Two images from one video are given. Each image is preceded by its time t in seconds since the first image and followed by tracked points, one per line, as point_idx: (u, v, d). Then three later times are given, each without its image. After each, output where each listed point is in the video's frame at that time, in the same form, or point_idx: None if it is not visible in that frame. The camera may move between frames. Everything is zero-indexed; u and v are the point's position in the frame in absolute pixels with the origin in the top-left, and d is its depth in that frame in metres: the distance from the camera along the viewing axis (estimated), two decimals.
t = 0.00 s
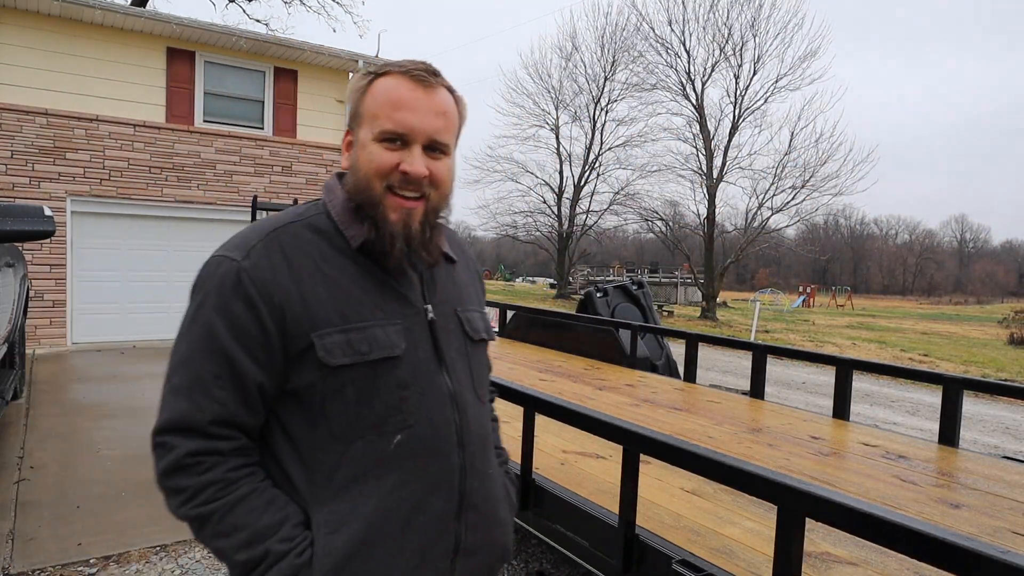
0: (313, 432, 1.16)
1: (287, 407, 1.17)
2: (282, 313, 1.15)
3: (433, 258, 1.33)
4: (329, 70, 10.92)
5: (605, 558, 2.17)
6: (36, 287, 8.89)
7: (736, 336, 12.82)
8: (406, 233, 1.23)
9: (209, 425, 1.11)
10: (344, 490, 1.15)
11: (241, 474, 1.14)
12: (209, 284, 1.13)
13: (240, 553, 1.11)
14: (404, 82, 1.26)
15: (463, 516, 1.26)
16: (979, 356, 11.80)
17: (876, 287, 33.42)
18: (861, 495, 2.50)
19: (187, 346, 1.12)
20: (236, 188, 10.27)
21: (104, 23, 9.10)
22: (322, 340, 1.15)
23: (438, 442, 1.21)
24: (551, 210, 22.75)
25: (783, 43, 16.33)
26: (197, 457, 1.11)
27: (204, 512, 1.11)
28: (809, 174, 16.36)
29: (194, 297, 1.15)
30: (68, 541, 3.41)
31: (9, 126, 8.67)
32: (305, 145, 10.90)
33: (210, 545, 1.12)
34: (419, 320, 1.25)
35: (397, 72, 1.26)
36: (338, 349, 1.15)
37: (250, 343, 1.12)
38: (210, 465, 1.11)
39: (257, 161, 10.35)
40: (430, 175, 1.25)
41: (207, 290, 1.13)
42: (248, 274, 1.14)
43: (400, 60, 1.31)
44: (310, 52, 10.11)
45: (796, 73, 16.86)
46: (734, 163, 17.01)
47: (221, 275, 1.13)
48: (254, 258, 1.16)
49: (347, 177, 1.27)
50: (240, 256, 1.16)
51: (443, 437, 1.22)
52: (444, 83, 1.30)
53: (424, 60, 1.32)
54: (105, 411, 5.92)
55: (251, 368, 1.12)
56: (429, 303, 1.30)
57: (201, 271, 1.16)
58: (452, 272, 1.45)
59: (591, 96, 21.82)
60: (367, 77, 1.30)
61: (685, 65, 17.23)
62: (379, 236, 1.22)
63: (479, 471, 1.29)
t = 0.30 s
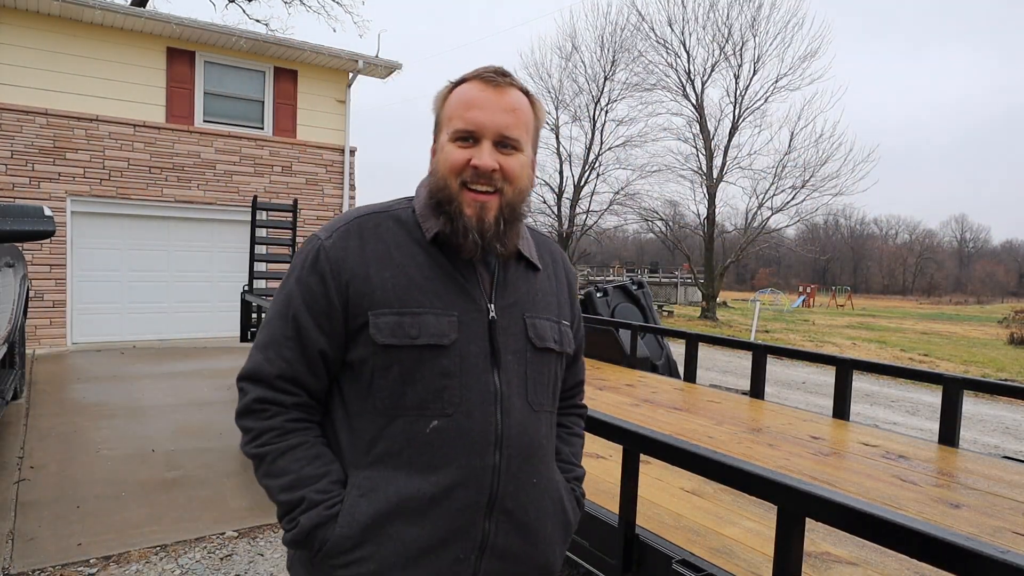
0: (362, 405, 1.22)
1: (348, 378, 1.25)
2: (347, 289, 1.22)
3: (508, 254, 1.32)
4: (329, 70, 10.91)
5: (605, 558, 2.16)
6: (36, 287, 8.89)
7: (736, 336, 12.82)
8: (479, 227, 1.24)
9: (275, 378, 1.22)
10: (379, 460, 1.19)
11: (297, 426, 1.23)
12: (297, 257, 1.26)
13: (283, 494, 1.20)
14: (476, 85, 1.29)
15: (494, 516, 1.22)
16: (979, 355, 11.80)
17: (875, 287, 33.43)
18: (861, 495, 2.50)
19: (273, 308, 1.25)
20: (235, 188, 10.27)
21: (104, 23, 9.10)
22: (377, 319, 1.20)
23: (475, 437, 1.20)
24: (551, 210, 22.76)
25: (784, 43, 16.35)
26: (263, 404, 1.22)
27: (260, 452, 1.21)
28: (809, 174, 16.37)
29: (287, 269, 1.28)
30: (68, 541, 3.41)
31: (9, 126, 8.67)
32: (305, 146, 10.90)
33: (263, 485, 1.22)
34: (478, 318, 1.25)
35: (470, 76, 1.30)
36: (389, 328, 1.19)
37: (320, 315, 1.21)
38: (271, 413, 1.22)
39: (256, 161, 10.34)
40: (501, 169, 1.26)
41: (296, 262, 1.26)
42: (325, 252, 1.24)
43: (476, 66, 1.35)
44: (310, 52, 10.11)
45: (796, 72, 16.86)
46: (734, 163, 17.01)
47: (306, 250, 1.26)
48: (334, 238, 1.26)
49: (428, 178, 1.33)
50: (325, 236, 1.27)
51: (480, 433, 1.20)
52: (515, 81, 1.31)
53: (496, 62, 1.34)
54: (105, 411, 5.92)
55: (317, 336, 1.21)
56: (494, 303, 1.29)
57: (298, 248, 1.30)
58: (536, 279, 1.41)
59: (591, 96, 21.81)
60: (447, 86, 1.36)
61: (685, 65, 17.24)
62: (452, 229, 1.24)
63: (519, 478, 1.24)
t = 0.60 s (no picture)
0: (354, 421, 1.22)
1: (340, 394, 1.25)
2: (334, 304, 1.23)
3: (497, 256, 1.32)
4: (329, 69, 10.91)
5: (605, 558, 2.16)
6: (36, 287, 8.89)
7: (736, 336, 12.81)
8: (465, 226, 1.24)
9: (266, 399, 1.23)
10: (372, 479, 1.19)
11: (289, 447, 1.24)
12: (286, 274, 1.27)
13: (276, 518, 1.21)
14: (462, 81, 1.30)
15: (493, 532, 1.21)
16: (979, 355, 11.79)
17: (875, 287, 33.41)
18: (861, 495, 2.50)
19: (264, 327, 1.26)
20: (235, 188, 10.27)
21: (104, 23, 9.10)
22: (364, 334, 1.20)
23: (468, 451, 1.18)
24: (551, 210, 22.77)
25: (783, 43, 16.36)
26: (256, 425, 1.24)
27: (253, 475, 1.23)
28: (809, 174, 16.37)
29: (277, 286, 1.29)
30: (68, 541, 3.41)
31: (10, 126, 8.67)
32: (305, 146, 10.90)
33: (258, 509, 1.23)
34: (469, 327, 1.24)
35: (456, 74, 1.32)
36: (376, 343, 1.19)
37: (308, 330, 1.22)
38: (264, 434, 1.23)
39: (256, 161, 10.34)
40: (487, 166, 1.26)
41: (284, 278, 1.27)
42: (311, 266, 1.25)
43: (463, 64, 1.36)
44: (310, 52, 10.11)
45: (795, 72, 16.87)
46: (734, 163, 17.00)
47: (294, 266, 1.27)
48: (320, 251, 1.27)
49: (414, 179, 1.33)
50: (311, 250, 1.28)
51: (474, 448, 1.19)
52: (502, 78, 1.33)
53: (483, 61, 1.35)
54: (105, 411, 5.92)
55: (307, 352, 1.22)
56: (486, 310, 1.28)
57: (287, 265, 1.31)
58: (533, 281, 1.40)
59: (591, 96, 21.81)
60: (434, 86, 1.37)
61: (684, 64, 17.24)
62: (438, 231, 1.24)
63: (517, 491, 1.23)
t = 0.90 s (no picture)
0: (282, 438, 1.14)
1: (263, 407, 1.17)
2: (254, 307, 1.14)
3: (436, 252, 1.28)
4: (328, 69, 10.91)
5: (605, 558, 2.16)
6: (36, 287, 8.88)
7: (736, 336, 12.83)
8: (400, 224, 1.19)
9: (177, 419, 1.13)
10: (304, 502, 1.12)
11: (206, 473, 1.14)
12: (197, 276, 1.17)
13: (193, 555, 1.11)
14: (382, 63, 1.25)
15: (443, 547, 1.17)
16: (978, 355, 11.80)
17: (875, 287, 33.43)
18: (861, 495, 2.50)
19: (170, 337, 1.15)
20: (235, 188, 10.28)
21: (104, 23, 9.10)
22: (289, 339, 1.12)
23: (413, 461, 1.15)
24: (551, 210, 22.78)
25: (783, 43, 16.38)
26: (163, 451, 1.13)
27: (165, 507, 1.12)
28: (809, 174, 16.37)
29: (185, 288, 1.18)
30: (68, 541, 3.41)
31: (9, 126, 8.67)
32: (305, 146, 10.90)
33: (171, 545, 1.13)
34: (408, 326, 1.20)
35: (377, 54, 1.25)
36: (304, 349, 1.12)
37: (224, 338, 1.13)
38: (177, 461, 1.13)
39: (257, 161, 10.34)
40: (418, 154, 1.22)
41: (194, 281, 1.17)
42: (225, 266, 1.15)
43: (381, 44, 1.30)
44: (310, 52, 10.12)
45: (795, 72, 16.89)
46: (734, 163, 17.01)
47: (205, 267, 1.17)
48: (236, 251, 1.18)
49: (340, 175, 1.27)
50: (225, 250, 1.18)
51: (419, 458, 1.15)
52: (426, 56, 1.27)
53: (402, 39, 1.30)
54: (106, 411, 5.92)
55: (223, 363, 1.13)
56: (425, 309, 1.24)
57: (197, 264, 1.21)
58: (474, 274, 1.38)
59: (591, 96, 21.82)
60: (351, 69, 1.30)
61: (684, 65, 17.25)
62: (370, 230, 1.18)
63: (467, 500, 1.20)
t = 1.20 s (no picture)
0: (228, 459, 1.11)
1: (200, 428, 1.13)
2: (185, 318, 1.09)
3: (370, 249, 1.29)
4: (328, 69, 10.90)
5: (605, 558, 2.16)
6: (36, 287, 8.87)
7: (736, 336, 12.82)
8: (327, 218, 1.19)
9: (97, 452, 1.05)
10: (260, 527, 1.10)
11: (137, 510, 1.08)
12: (106, 287, 1.08)
13: None
14: (302, 45, 1.25)
15: (409, 554, 1.21)
16: (979, 355, 11.80)
17: (875, 287, 33.41)
18: (861, 495, 2.50)
19: (77, 359, 1.06)
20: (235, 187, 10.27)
21: (104, 23, 9.09)
22: (234, 352, 1.10)
23: (376, 470, 1.17)
24: (551, 210, 22.79)
25: (783, 43, 16.39)
26: (81, 491, 1.04)
27: (90, 555, 1.04)
28: (809, 174, 16.38)
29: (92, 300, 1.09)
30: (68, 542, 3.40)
31: (9, 126, 8.66)
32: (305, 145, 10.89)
33: None
34: (359, 329, 1.21)
35: (295, 37, 1.25)
36: (250, 362, 1.10)
37: (153, 357, 1.07)
38: (103, 500, 1.05)
39: (257, 161, 10.35)
40: (343, 141, 1.22)
41: (103, 294, 1.07)
42: (149, 275, 1.09)
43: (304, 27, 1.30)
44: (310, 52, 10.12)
45: (795, 73, 16.89)
46: (734, 163, 17.01)
47: (119, 278, 1.08)
48: (158, 258, 1.11)
49: (262, 167, 1.25)
50: (143, 255, 1.11)
51: (382, 466, 1.18)
52: (347, 35, 1.28)
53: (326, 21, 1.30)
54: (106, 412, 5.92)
55: (154, 383, 1.07)
56: (373, 309, 1.26)
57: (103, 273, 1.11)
58: (413, 268, 1.43)
59: (591, 96, 21.83)
60: (271, 53, 1.30)
61: (684, 65, 17.26)
62: (296, 226, 1.17)
63: (429, 504, 1.25)
